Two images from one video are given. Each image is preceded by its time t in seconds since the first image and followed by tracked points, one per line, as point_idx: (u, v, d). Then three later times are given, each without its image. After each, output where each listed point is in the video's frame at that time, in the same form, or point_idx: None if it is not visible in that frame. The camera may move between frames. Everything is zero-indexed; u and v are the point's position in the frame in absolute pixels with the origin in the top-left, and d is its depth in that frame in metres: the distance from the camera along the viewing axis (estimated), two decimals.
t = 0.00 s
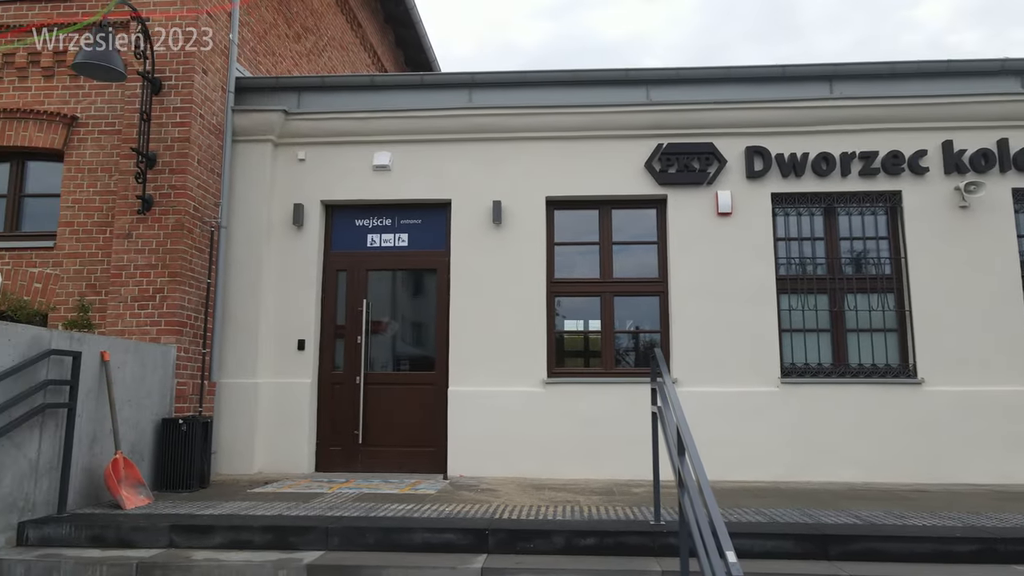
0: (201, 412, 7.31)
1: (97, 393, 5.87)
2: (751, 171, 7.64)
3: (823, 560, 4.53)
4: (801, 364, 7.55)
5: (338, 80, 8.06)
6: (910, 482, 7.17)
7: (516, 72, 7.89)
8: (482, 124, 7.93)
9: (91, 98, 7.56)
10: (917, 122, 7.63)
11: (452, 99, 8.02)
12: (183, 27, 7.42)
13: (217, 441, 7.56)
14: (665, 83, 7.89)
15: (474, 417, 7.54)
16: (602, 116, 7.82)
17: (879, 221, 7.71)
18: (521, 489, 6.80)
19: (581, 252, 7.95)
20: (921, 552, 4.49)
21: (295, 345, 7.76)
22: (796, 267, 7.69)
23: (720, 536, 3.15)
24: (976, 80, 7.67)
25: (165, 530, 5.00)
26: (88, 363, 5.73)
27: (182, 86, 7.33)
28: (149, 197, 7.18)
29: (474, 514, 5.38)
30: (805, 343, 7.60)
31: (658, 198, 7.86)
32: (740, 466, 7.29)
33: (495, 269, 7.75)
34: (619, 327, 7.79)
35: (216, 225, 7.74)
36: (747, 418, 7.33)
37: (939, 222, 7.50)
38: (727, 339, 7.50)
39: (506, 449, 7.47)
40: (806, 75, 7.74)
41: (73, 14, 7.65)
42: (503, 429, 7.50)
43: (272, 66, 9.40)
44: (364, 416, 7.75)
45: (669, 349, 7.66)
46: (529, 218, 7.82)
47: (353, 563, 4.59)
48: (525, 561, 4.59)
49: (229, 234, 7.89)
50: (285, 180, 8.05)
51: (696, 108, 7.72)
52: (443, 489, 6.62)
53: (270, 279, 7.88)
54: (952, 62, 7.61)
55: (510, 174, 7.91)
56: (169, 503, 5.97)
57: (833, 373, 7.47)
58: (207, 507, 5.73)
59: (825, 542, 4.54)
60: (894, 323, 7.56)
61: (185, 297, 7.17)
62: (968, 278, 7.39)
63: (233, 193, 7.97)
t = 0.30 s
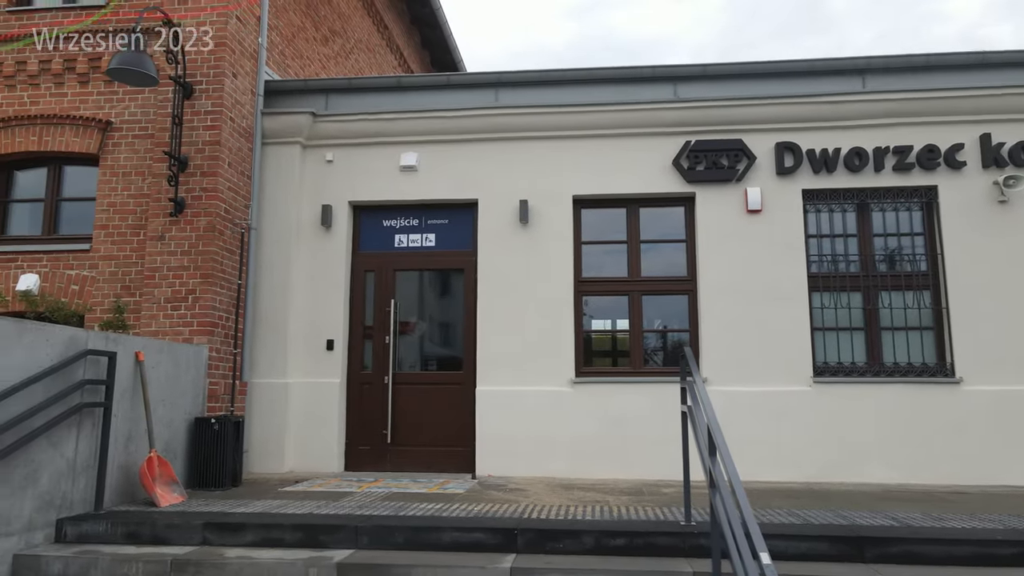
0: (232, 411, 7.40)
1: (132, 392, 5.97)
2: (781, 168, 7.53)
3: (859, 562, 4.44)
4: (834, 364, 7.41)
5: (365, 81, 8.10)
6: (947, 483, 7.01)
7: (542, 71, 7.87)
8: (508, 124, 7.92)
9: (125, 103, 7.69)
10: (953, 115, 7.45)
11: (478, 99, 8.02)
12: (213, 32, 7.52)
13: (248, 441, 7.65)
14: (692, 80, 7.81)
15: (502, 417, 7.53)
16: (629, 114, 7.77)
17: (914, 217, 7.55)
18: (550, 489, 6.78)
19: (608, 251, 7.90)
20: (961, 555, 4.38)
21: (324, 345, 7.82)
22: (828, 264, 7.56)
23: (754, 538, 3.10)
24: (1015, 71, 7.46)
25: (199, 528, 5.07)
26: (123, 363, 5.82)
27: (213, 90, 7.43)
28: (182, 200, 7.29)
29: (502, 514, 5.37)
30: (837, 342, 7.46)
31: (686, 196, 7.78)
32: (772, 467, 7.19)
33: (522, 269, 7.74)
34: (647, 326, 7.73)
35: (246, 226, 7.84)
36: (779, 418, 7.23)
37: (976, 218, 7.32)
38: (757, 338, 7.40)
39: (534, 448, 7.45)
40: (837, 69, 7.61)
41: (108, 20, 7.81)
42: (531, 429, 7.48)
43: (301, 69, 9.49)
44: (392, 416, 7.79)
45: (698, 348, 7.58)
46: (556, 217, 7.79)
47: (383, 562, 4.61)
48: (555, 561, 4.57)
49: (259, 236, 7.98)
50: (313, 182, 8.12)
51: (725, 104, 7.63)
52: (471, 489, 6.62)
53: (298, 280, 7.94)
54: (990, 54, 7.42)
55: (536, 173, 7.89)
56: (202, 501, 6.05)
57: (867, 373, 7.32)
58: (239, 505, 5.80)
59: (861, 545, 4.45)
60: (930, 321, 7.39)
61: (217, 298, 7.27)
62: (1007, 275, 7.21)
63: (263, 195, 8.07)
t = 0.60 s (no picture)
0: (262, 411, 7.48)
1: (165, 393, 6.07)
2: (812, 164, 7.40)
3: (895, 566, 4.34)
4: (867, 363, 7.26)
5: (390, 83, 8.14)
6: (985, 486, 6.84)
7: (568, 70, 7.84)
8: (533, 123, 7.90)
9: (157, 108, 7.82)
10: (990, 108, 7.26)
11: (504, 99, 8.01)
12: (241, 36, 7.61)
13: (278, 441, 7.72)
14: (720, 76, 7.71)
15: (529, 417, 7.51)
16: (655, 112, 7.70)
17: (950, 213, 7.37)
18: (578, 489, 6.74)
19: (636, 250, 7.84)
20: (1001, 560, 4.26)
21: (352, 345, 7.87)
22: (860, 262, 7.41)
23: (787, 541, 3.05)
24: None
25: (230, 527, 5.13)
26: (156, 364, 5.92)
27: (242, 94, 7.52)
28: (212, 203, 7.39)
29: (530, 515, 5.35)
30: (871, 341, 7.31)
31: (714, 194, 7.69)
32: (805, 468, 7.07)
33: (548, 268, 7.71)
34: (675, 326, 7.65)
35: (275, 228, 7.92)
36: (811, 419, 7.11)
37: (1016, 213, 7.13)
38: (788, 337, 7.28)
39: (561, 449, 7.42)
40: (869, 63, 7.46)
41: (141, 27, 7.94)
42: (559, 429, 7.45)
43: (327, 72, 9.57)
44: (420, 416, 7.81)
45: (728, 348, 7.48)
46: (582, 217, 7.75)
47: (411, 562, 4.62)
48: (583, 563, 4.54)
49: (288, 237, 8.06)
50: (341, 184, 8.18)
51: (753, 101, 7.53)
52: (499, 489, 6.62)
53: (326, 281, 8.00)
54: None
55: (562, 172, 7.86)
56: (233, 500, 6.11)
57: (902, 372, 7.16)
58: (269, 504, 5.85)
59: (897, 548, 4.35)
60: (968, 319, 7.21)
61: (247, 299, 7.36)
62: None
63: (291, 196, 8.14)
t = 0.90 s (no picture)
0: (291, 411, 7.55)
1: (195, 393, 6.15)
2: (842, 160, 7.27)
3: (931, 571, 4.24)
4: (901, 363, 7.11)
5: (415, 84, 8.16)
6: None
7: (593, 68, 7.80)
8: (559, 122, 7.87)
9: (187, 113, 7.93)
10: None
11: (529, 98, 7.99)
12: (269, 41, 7.70)
13: (306, 440, 7.79)
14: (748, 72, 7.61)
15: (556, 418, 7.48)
16: (682, 109, 7.63)
17: (987, 209, 7.19)
18: (605, 491, 6.70)
19: (662, 248, 7.76)
20: None
21: (379, 346, 7.91)
22: (893, 259, 7.27)
23: (819, 545, 2.99)
24: None
25: (259, 527, 5.19)
26: (187, 365, 6.01)
27: (269, 97, 7.60)
28: (241, 205, 7.48)
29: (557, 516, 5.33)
30: (905, 340, 7.16)
31: (742, 192, 7.59)
32: (837, 469, 6.95)
33: (574, 268, 7.68)
34: (703, 325, 7.56)
35: (303, 230, 7.99)
36: (843, 420, 6.98)
37: None
38: (819, 337, 7.16)
39: (588, 449, 7.38)
40: (902, 57, 7.31)
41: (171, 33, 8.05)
42: (585, 429, 7.41)
43: (353, 74, 9.63)
44: (447, 416, 7.83)
45: (757, 347, 7.38)
46: (608, 216, 7.70)
47: (438, 562, 4.62)
48: (611, 565, 4.50)
49: (315, 239, 8.13)
50: (367, 185, 8.23)
51: (782, 96, 7.42)
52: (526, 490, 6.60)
53: (353, 282, 8.05)
54: None
55: (588, 171, 7.82)
56: (262, 499, 6.18)
57: (937, 372, 7.00)
58: (297, 504, 5.91)
59: (933, 552, 4.25)
60: (1006, 317, 7.01)
61: (276, 301, 7.44)
62: None
63: (318, 198, 8.21)
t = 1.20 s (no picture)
0: (319, 412, 7.61)
1: (225, 394, 6.23)
2: (874, 156, 7.14)
3: None
4: (936, 362, 6.95)
5: (441, 86, 8.18)
6: None
7: (619, 66, 7.75)
8: (584, 121, 7.84)
9: (216, 117, 8.04)
10: None
11: (553, 98, 7.96)
12: (295, 45, 7.77)
13: (334, 440, 7.85)
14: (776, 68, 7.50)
15: (582, 418, 7.45)
16: (708, 106, 7.54)
17: None
18: (632, 491, 6.65)
19: (689, 247, 7.68)
20: None
21: (405, 346, 7.94)
22: (927, 257, 7.11)
23: (851, 548, 2.93)
24: None
25: (288, 526, 5.23)
26: (216, 365, 6.08)
27: (296, 101, 7.67)
28: (269, 208, 7.56)
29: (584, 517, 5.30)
30: (940, 339, 6.99)
31: (771, 189, 7.49)
32: (870, 471, 6.82)
33: (600, 267, 7.63)
34: (731, 325, 7.47)
35: (330, 231, 8.06)
36: (876, 420, 6.85)
37: None
38: (851, 336, 7.04)
39: (615, 450, 7.33)
40: (935, 49, 7.15)
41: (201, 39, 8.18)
42: (612, 430, 7.36)
43: (378, 76, 9.68)
44: (473, 417, 7.83)
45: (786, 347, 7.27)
46: (634, 215, 7.65)
47: (464, 563, 4.62)
48: (639, 566, 4.46)
49: (342, 240, 8.18)
50: (392, 187, 8.26)
51: (811, 92, 7.30)
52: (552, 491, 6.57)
53: (379, 282, 8.09)
54: None
55: (614, 170, 7.78)
56: (291, 499, 6.24)
57: (974, 372, 6.83)
58: (325, 503, 5.95)
59: (971, 557, 4.14)
60: None
61: (303, 302, 7.51)
62: None
63: (344, 200, 8.27)
